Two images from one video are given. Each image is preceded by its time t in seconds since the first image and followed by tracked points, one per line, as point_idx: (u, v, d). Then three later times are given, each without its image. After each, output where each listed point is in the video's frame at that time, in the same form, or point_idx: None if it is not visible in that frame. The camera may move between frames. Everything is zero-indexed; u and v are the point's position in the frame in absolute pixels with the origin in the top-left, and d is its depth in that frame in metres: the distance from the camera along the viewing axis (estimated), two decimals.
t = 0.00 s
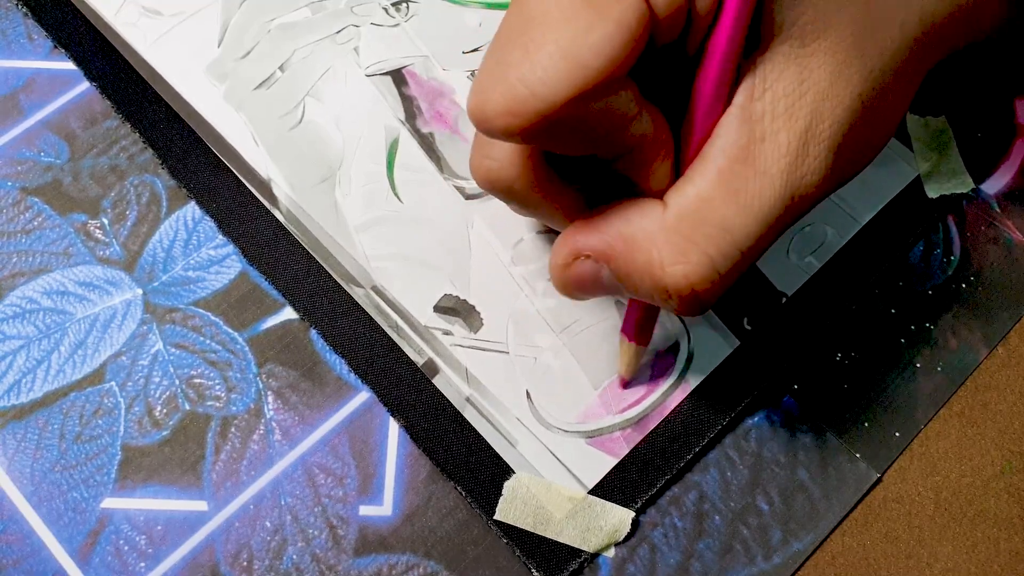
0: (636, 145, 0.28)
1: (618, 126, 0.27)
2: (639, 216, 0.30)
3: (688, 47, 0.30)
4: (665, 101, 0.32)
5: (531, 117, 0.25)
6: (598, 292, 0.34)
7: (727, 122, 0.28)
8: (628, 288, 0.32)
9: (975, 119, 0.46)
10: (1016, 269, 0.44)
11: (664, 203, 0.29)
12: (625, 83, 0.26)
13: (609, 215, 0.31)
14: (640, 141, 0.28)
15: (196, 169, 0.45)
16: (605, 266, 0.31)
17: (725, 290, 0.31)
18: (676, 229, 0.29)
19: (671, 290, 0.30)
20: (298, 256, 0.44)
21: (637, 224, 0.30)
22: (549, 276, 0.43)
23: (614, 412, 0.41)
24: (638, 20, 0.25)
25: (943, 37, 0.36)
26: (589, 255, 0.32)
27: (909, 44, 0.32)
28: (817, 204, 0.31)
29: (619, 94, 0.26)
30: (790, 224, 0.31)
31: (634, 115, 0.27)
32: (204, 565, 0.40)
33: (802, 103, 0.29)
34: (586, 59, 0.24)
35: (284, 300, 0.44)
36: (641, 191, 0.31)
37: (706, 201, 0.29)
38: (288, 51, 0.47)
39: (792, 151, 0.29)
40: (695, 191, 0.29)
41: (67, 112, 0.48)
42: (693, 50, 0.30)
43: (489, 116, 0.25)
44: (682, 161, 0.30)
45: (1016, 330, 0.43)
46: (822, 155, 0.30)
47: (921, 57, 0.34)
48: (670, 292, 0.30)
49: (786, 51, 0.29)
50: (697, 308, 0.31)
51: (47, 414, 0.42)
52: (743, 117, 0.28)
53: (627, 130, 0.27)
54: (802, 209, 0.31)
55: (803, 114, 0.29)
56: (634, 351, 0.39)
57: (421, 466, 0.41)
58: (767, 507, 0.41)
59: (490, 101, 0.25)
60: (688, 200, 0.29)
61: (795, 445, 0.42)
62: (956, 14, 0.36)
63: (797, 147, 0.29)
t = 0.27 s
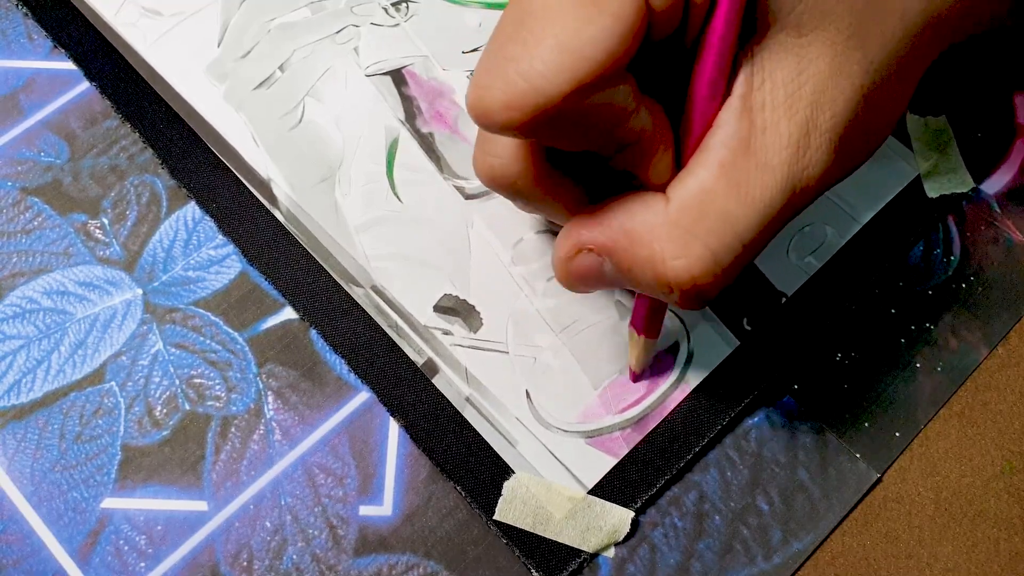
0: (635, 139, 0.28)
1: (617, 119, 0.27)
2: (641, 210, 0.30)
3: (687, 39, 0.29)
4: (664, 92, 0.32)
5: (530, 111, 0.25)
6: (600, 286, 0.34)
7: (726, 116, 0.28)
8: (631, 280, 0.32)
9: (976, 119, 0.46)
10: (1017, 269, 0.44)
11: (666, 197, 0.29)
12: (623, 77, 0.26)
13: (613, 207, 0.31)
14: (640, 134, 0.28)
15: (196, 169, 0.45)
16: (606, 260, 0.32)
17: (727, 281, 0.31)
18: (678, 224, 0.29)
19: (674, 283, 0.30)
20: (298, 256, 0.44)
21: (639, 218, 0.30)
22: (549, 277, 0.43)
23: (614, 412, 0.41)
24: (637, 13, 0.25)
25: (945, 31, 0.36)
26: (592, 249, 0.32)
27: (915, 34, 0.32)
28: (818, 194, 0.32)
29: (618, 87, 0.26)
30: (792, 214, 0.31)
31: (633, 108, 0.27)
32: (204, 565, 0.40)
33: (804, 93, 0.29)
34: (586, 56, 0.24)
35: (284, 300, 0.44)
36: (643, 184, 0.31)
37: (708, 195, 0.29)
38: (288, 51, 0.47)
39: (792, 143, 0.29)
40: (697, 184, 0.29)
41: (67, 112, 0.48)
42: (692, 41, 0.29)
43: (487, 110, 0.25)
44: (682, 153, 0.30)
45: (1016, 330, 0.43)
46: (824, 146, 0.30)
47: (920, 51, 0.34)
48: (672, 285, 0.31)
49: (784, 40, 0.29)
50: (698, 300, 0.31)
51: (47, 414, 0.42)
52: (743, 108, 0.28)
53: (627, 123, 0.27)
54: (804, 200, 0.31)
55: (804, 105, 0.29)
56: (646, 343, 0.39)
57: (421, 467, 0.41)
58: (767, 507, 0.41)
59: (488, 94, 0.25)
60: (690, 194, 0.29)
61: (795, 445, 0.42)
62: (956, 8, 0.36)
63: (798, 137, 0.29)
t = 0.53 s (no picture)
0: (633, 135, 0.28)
1: (614, 115, 0.27)
2: (638, 207, 0.30)
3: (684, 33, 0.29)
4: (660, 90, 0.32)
5: (527, 103, 0.25)
6: (598, 287, 0.34)
7: (724, 109, 0.28)
8: (630, 280, 0.32)
9: (975, 119, 0.46)
10: (1017, 269, 0.44)
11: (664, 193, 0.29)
12: (618, 73, 0.26)
13: (609, 208, 0.31)
14: (637, 131, 0.28)
15: (196, 169, 0.45)
16: (605, 260, 0.31)
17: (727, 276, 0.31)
18: (677, 220, 0.29)
19: (674, 280, 0.30)
20: (298, 256, 0.44)
21: (637, 216, 0.30)
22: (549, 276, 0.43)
23: (614, 412, 0.41)
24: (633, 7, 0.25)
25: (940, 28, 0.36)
26: (591, 251, 0.31)
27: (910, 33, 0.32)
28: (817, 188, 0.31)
29: (613, 83, 0.26)
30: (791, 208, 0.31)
31: (629, 104, 0.27)
32: (204, 565, 0.40)
33: (802, 85, 0.29)
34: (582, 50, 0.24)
35: (284, 300, 0.44)
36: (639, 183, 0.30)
37: (706, 189, 0.29)
38: (288, 51, 0.47)
39: (790, 136, 0.29)
40: (695, 179, 0.29)
41: (67, 112, 0.48)
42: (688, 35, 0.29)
43: (482, 104, 0.25)
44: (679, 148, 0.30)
45: (1016, 330, 0.43)
46: (822, 140, 0.30)
47: (917, 50, 0.34)
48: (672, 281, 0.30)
49: (781, 31, 0.29)
50: (697, 296, 0.31)
51: (47, 414, 0.42)
52: (741, 101, 0.28)
53: (623, 119, 0.27)
54: (803, 195, 0.31)
55: (802, 98, 0.29)
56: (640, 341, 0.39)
57: (421, 466, 0.41)
58: (767, 507, 0.41)
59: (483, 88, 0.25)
60: (688, 190, 0.29)
61: (795, 445, 0.42)
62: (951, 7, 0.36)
63: (797, 131, 0.29)
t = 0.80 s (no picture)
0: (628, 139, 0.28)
1: (609, 120, 0.27)
2: (631, 207, 0.30)
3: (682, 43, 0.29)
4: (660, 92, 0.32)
5: (523, 114, 0.25)
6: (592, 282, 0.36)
7: (724, 114, 0.28)
8: (620, 278, 0.32)
9: (975, 119, 0.46)
10: (1017, 269, 0.44)
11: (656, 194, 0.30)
12: (614, 80, 0.26)
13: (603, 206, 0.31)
14: (633, 136, 0.28)
15: (196, 169, 0.45)
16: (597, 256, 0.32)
17: (717, 280, 0.31)
18: (667, 221, 0.29)
19: (661, 280, 0.30)
20: (298, 256, 0.44)
21: (629, 216, 0.30)
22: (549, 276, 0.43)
23: (614, 413, 0.41)
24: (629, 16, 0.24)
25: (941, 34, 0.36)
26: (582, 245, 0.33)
27: (908, 41, 0.32)
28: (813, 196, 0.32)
29: (608, 91, 0.26)
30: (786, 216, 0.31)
31: (624, 110, 0.27)
32: (204, 565, 0.40)
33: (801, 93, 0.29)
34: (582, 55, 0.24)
35: (284, 300, 0.44)
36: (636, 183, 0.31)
37: (700, 192, 0.29)
38: (288, 51, 0.47)
39: (788, 143, 0.29)
40: (689, 181, 0.29)
41: (67, 112, 0.48)
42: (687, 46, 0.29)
43: (477, 115, 0.25)
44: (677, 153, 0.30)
45: (1016, 330, 0.43)
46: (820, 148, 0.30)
47: (918, 53, 0.34)
48: (659, 283, 0.30)
49: (784, 40, 0.29)
50: (687, 299, 0.31)
51: (47, 414, 0.42)
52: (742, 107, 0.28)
53: (618, 125, 0.27)
54: (799, 203, 0.31)
55: (801, 100, 0.29)
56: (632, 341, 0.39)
57: (421, 467, 0.41)
58: (767, 507, 0.41)
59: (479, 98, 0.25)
60: (681, 192, 0.29)
61: (795, 445, 0.42)
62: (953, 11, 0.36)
63: (795, 138, 0.29)
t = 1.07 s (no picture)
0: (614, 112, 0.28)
1: (594, 93, 0.27)
2: (623, 182, 0.30)
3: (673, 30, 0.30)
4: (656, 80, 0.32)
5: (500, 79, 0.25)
6: (587, 266, 0.35)
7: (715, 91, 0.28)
8: (612, 257, 0.32)
9: (976, 119, 0.46)
10: (1017, 269, 0.44)
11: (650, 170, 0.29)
12: (598, 52, 0.26)
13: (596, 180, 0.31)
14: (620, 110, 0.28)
15: (196, 169, 0.45)
16: (589, 235, 0.32)
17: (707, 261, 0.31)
18: (658, 196, 0.29)
19: (651, 257, 0.30)
20: (298, 256, 0.44)
21: (621, 191, 0.30)
22: (549, 276, 0.43)
23: (614, 413, 0.41)
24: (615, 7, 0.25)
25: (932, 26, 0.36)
26: (575, 224, 0.32)
27: (902, 32, 0.32)
28: (804, 182, 0.31)
29: (590, 61, 0.26)
30: (776, 201, 0.31)
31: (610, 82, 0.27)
32: (204, 565, 0.40)
33: (791, 74, 0.29)
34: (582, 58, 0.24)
35: (284, 300, 0.44)
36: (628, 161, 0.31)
37: (691, 167, 0.29)
38: (288, 51, 0.47)
39: (779, 122, 0.29)
40: (681, 158, 0.29)
41: (67, 112, 0.48)
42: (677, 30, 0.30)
43: (458, 79, 0.26)
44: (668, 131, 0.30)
45: (1016, 330, 0.43)
46: (813, 131, 0.30)
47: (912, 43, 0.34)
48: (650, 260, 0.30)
49: (772, 19, 0.29)
50: (678, 278, 0.31)
51: (47, 414, 0.42)
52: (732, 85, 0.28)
53: (604, 98, 0.27)
54: (792, 187, 0.31)
55: (799, 93, 0.29)
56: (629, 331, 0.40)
57: (421, 467, 0.41)
58: (767, 507, 0.41)
59: (459, 63, 0.26)
60: (673, 166, 0.29)
61: (795, 445, 0.42)
62: (941, 4, 0.36)
63: (786, 118, 0.29)
